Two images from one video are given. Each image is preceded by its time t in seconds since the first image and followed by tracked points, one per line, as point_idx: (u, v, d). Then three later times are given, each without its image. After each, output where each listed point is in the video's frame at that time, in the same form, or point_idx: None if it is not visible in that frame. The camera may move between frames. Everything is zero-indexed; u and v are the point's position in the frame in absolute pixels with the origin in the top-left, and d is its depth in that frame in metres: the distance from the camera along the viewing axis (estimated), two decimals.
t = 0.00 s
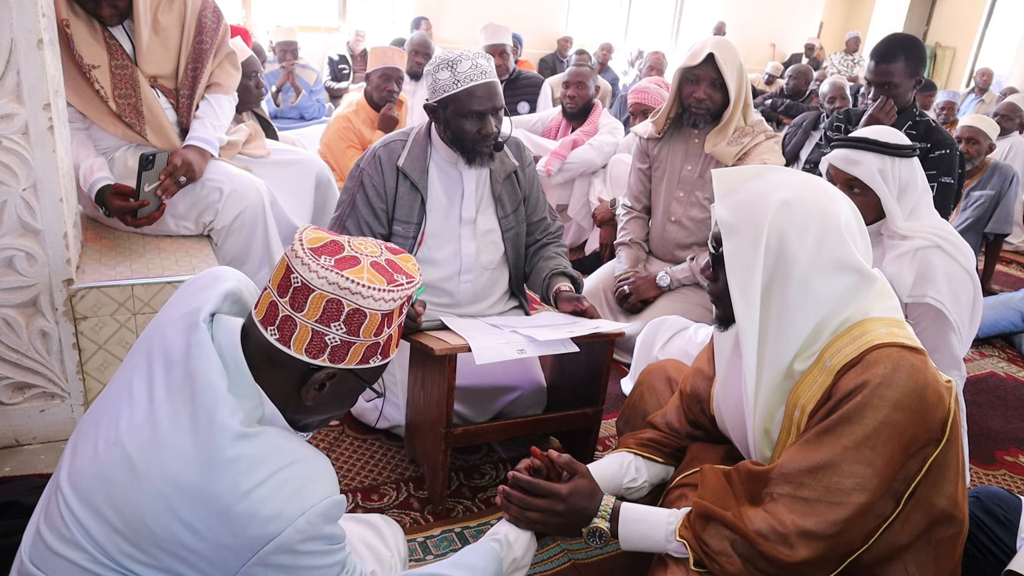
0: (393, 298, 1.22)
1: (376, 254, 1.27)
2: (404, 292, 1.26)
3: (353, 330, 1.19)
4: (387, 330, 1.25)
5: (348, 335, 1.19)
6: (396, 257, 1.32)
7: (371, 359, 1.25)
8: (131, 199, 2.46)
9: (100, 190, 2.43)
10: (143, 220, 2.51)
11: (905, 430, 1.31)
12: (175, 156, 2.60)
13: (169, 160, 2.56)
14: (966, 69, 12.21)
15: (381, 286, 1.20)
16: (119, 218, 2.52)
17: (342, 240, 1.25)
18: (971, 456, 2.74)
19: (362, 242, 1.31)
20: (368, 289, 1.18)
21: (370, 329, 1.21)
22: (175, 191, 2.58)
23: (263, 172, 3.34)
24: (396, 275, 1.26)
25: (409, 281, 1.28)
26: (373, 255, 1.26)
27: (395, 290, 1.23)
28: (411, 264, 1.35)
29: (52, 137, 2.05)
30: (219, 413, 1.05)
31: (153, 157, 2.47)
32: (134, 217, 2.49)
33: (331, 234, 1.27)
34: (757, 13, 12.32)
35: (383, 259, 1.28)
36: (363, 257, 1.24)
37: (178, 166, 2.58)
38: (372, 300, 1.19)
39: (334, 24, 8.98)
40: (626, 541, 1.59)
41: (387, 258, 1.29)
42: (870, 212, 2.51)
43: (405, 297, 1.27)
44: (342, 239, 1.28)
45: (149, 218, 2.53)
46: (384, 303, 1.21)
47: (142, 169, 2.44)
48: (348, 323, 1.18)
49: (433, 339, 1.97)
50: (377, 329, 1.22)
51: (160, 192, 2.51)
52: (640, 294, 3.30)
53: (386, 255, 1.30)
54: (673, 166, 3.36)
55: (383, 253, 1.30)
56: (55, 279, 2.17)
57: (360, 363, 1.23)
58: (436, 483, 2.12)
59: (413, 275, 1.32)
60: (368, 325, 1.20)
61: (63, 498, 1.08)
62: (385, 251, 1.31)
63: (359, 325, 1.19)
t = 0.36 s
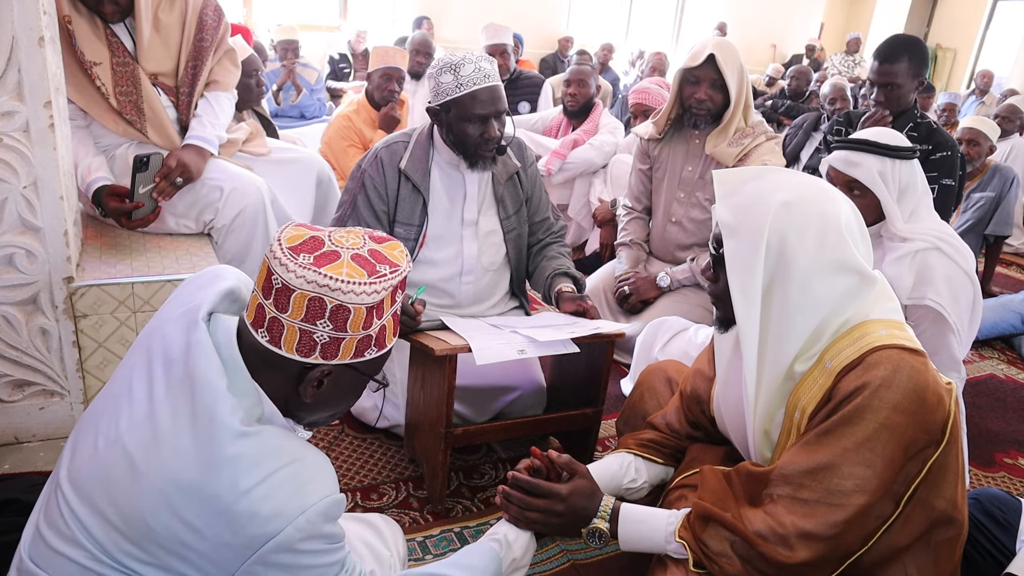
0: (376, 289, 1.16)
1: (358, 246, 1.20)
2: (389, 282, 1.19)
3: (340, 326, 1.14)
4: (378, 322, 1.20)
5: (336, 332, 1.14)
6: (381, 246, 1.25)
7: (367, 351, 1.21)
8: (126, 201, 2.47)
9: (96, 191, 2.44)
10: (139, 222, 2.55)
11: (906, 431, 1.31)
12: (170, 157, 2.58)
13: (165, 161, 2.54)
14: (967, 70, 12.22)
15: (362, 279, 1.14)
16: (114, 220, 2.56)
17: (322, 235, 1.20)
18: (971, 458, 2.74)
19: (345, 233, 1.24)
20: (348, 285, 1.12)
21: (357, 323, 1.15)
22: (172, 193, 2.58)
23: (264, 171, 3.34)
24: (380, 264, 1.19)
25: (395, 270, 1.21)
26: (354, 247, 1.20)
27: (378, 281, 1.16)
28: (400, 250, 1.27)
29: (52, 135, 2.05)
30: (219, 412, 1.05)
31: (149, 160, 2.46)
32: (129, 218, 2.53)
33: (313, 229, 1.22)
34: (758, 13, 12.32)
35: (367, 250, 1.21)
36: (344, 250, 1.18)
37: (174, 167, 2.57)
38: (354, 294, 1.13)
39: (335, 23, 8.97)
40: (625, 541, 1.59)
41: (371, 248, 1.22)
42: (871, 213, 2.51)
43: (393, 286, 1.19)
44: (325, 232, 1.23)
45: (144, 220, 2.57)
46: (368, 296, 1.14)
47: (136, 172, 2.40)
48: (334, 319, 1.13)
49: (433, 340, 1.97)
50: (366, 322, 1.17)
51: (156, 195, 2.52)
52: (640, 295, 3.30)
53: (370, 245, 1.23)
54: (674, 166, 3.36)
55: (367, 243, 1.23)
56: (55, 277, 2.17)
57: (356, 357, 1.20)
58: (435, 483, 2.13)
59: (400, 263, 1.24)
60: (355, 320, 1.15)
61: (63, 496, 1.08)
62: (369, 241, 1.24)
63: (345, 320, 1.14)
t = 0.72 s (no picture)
0: (361, 287, 1.13)
1: (343, 242, 1.17)
2: (376, 278, 1.16)
3: (328, 326, 1.12)
4: (368, 319, 1.17)
5: (325, 331, 1.12)
6: (368, 240, 1.21)
7: (360, 348, 1.19)
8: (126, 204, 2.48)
9: (95, 194, 2.46)
10: (139, 226, 2.53)
11: (907, 432, 1.31)
12: (167, 161, 2.59)
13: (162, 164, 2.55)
14: (968, 70, 12.20)
15: (346, 277, 1.11)
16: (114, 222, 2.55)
17: (306, 232, 1.17)
18: (972, 459, 2.74)
19: (330, 229, 1.21)
20: (331, 284, 1.09)
21: (345, 322, 1.13)
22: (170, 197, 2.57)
23: (265, 171, 3.34)
24: (365, 260, 1.16)
25: (381, 265, 1.18)
26: (339, 244, 1.16)
27: (363, 278, 1.13)
28: (388, 243, 1.24)
29: (53, 136, 2.05)
30: (221, 412, 1.05)
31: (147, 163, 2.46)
32: (128, 223, 2.50)
33: (298, 227, 1.19)
34: (759, 14, 12.31)
35: (352, 246, 1.17)
36: (328, 247, 1.15)
37: (171, 170, 2.57)
38: (338, 294, 1.10)
39: (335, 23, 8.96)
40: (626, 542, 1.59)
41: (357, 244, 1.18)
42: (872, 214, 2.50)
43: (380, 282, 1.16)
44: (310, 229, 1.20)
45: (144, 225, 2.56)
46: (354, 294, 1.11)
47: (135, 175, 2.40)
48: (321, 319, 1.11)
49: (433, 340, 1.97)
50: (355, 320, 1.15)
51: (155, 197, 2.51)
52: (641, 295, 3.30)
53: (355, 240, 1.19)
54: (674, 167, 3.36)
55: (353, 238, 1.19)
56: (56, 277, 2.17)
57: (349, 355, 1.18)
58: (437, 483, 2.13)
59: (387, 257, 1.20)
60: (343, 318, 1.12)
61: (64, 496, 1.08)
62: (355, 236, 1.20)
63: (332, 320, 1.12)
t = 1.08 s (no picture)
0: (357, 292, 1.12)
1: (338, 243, 1.14)
2: (372, 281, 1.15)
3: (326, 330, 1.12)
4: (365, 321, 1.18)
5: (323, 336, 1.12)
6: (363, 240, 1.18)
7: (360, 347, 1.19)
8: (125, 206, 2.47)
9: (95, 195, 2.46)
10: (138, 228, 2.52)
11: (908, 432, 1.31)
12: (166, 162, 2.57)
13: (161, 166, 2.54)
14: (969, 71, 12.20)
15: (341, 283, 1.10)
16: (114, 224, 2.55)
17: (300, 235, 1.13)
18: (973, 460, 2.74)
19: (324, 228, 1.17)
20: (328, 291, 1.09)
21: (344, 326, 1.13)
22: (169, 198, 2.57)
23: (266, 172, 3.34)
24: (361, 263, 1.14)
25: (377, 267, 1.16)
26: (334, 246, 1.13)
27: (358, 283, 1.12)
28: (383, 242, 1.21)
29: (55, 136, 2.05)
30: (221, 413, 1.05)
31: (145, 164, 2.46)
32: (127, 224, 2.49)
33: (291, 229, 1.16)
34: (760, 15, 12.31)
35: (347, 247, 1.14)
36: (323, 251, 1.12)
37: (170, 172, 2.56)
38: (335, 299, 1.10)
39: (336, 24, 8.96)
40: (627, 542, 1.59)
41: (352, 245, 1.15)
42: (873, 214, 2.50)
43: (375, 285, 1.16)
44: (303, 230, 1.16)
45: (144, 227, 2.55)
46: (350, 299, 1.11)
47: (133, 177, 2.40)
48: (319, 324, 1.11)
49: (434, 340, 1.97)
50: (352, 323, 1.14)
51: (154, 198, 2.51)
52: (642, 296, 3.30)
53: (351, 241, 1.16)
54: (675, 167, 3.36)
55: (348, 239, 1.16)
56: (58, 277, 2.17)
57: (348, 356, 1.18)
58: (437, 484, 2.13)
59: (383, 258, 1.18)
60: (341, 322, 1.13)
61: (64, 496, 1.08)
62: (350, 236, 1.16)
63: (330, 324, 1.12)
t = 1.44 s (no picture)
0: (350, 296, 1.11)
1: (322, 246, 1.12)
2: (362, 281, 1.14)
3: (323, 335, 1.12)
4: (360, 316, 1.17)
5: (321, 341, 1.12)
6: (347, 237, 1.16)
7: (358, 342, 1.19)
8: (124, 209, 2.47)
9: (95, 197, 2.46)
10: (138, 231, 2.52)
11: (909, 433, 1.31)
12: (166, 164, 2.57)
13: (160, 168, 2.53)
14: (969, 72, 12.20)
15: (333, 291, 1.09)
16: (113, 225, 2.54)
17: (281, 242, 1.10)
18: (973, 460, 2.74)
19: (304, 231, 1.13)
20: (321, 301, 1.08)
21: (341, 329, 1.13)
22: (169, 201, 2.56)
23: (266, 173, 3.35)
24: (349, 265, 1.13)
25: (365, 266, 1.15)
26: (319, 250, 1.11)
27: (349, 287, 1.11)
28: (367, 236, 1.19)
29: (55, 136, 2.05)
30: (221, 414, 1.05)
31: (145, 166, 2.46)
32: (127, 227, 2.49)
33: (271, 235, 1.12)
34: (760, 16, 12.32)
35: (332, 249, 1.12)
36: (309, 257, 1.09)
37: (170, 174, 2.55)
38: (329, 307, 1.09)
39: (336, 25, 8.96)
40: (627, 543, 1.59)
41: (337, 245, 1.13)
42: (874, 214, 2.50)
43: (365, 286, 1.15)
44: (283, 234, 1.12)
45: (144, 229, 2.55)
46: (343, 304, 1.11)
47: (132, 179, 2.40)
48: (315, 332, 1.11)
49: (435, 341, 1.96)
50: (348, 324, 1.14)
51: (154, 201, 2.51)
52: (642, 296, 3.30)
53: (335, 241, 1.14)
54: (675, 168, 3.36)
55: (332, 239, 1.13)
56: (58, 278, 2.17)
57: (347, 352, 1.18)
58: (438, 485, 2.13)
59: (369, 255, 1.17)
60: (337, 326, 1.12)
61: (64, 497, 1.08)
62: (333, 235, 1.14)
63: (326, 330, 1.12)
